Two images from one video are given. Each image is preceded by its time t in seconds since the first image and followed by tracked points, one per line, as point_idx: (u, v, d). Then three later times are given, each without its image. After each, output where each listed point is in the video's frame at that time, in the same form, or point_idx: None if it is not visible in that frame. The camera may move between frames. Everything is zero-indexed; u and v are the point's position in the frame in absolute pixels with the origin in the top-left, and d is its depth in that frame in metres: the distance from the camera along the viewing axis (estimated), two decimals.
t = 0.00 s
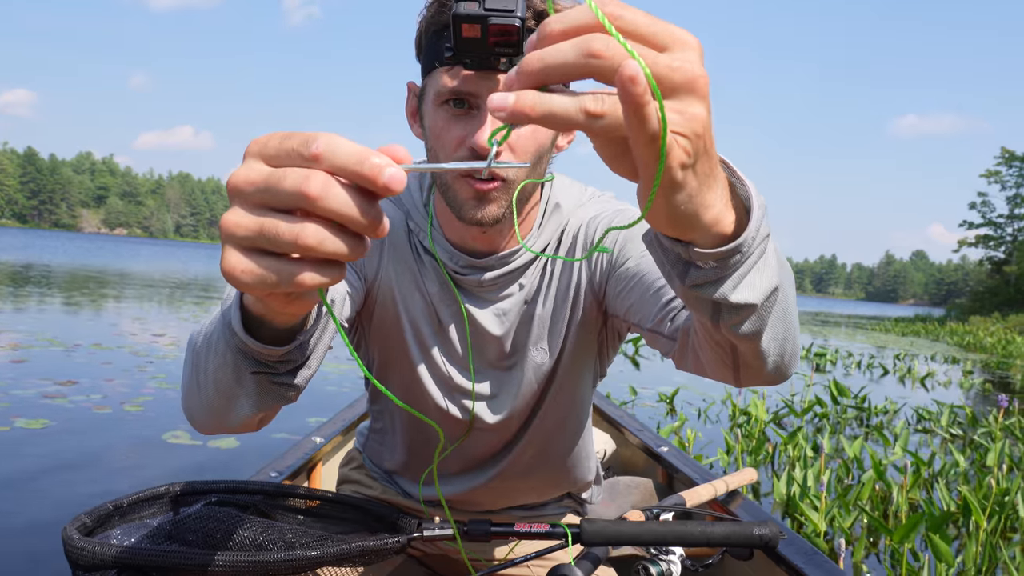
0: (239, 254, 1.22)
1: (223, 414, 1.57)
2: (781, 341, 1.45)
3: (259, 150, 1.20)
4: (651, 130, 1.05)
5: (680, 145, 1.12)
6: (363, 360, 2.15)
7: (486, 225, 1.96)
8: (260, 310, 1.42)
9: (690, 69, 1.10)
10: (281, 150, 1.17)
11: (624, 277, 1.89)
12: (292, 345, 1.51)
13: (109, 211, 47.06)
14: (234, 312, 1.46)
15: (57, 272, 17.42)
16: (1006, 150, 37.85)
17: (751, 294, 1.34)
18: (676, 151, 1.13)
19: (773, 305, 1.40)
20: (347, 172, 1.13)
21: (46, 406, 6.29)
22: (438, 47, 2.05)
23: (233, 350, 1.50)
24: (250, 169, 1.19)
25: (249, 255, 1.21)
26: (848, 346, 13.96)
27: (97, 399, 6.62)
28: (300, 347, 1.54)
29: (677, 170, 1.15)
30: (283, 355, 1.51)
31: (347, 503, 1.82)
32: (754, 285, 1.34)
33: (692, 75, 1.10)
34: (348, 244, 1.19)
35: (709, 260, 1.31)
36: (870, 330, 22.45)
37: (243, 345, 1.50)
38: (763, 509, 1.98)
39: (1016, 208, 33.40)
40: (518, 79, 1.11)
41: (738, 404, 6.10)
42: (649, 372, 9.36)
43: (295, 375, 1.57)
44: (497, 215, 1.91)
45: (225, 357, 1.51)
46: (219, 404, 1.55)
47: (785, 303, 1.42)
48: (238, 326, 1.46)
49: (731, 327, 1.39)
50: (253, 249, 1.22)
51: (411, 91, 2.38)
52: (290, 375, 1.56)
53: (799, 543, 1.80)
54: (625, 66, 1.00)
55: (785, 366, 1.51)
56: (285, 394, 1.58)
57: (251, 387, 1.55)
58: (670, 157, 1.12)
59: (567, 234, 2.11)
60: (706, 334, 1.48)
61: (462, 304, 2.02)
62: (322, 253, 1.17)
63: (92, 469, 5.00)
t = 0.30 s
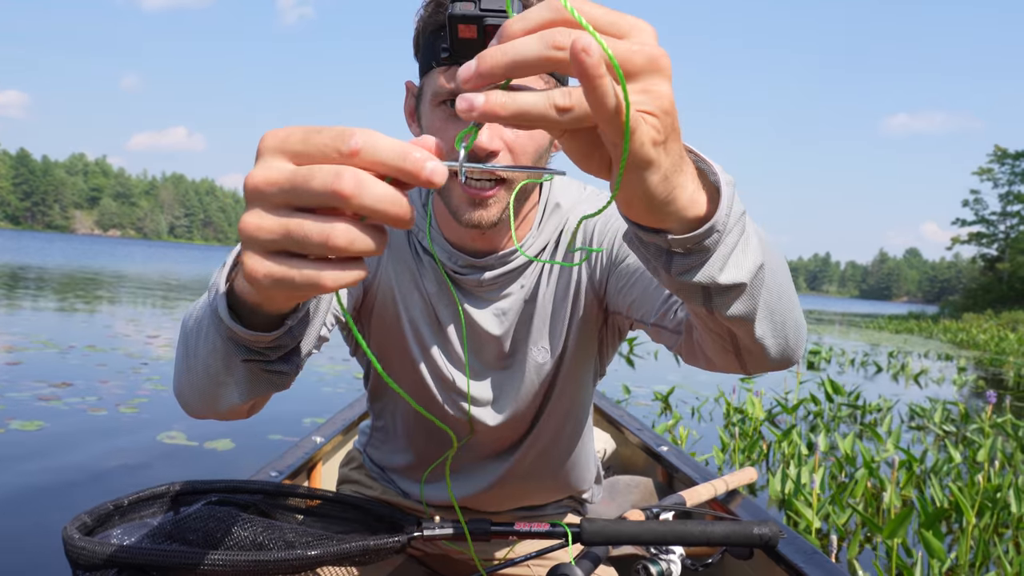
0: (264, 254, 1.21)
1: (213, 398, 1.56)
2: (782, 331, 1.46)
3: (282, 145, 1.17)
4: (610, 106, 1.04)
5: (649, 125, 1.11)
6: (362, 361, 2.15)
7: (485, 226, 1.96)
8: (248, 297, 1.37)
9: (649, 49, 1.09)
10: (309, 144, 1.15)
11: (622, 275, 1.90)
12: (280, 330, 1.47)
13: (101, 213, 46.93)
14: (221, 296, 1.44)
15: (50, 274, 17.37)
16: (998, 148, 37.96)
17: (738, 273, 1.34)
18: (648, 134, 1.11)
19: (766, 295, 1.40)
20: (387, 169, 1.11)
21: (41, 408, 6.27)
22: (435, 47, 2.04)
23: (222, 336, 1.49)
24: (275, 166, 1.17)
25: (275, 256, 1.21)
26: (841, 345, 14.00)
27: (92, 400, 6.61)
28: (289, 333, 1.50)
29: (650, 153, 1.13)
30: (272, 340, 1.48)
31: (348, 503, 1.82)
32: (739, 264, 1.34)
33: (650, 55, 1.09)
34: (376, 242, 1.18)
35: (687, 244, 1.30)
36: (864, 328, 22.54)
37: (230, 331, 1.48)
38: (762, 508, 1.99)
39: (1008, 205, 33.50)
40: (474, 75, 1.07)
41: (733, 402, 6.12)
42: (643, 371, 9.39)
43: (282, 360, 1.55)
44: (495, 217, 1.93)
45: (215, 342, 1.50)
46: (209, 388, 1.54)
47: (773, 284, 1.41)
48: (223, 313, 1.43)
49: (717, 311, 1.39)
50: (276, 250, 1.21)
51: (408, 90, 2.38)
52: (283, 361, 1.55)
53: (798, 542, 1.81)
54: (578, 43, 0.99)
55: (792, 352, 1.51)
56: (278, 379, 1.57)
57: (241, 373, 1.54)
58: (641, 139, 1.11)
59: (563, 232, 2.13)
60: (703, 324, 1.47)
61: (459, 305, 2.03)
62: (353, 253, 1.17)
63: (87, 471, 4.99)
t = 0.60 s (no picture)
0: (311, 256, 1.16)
1: (238, 396, 1.55)
2: (783, 326, 1.38)
3: (335, 151, 1.12)
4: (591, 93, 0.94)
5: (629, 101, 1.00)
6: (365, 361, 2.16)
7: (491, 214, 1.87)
8: (290, 303, 1.36)
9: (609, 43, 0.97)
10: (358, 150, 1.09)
11: (618, 269, 1.92)
12: (318, 341, 1.47)
13: (98, 212, 46.89)
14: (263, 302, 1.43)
15: (47, 274, 17.37)
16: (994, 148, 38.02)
17: (729, 250, 1.27)
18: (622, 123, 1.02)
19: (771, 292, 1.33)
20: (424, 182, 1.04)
21: (39, 408, 6.28)
22: (435, 44, 2.04)
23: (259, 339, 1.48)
24: (324, 172, 1.12)
25: (322, 257, 1.15)
26: (839, 344, 14.03)
27: (89, 400, 6.61)
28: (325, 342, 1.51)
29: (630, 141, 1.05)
30: (307, 350, 1.48)
31: (349, 503, 1.83)
32: (728, 241, 1.27)
33: (613, 46, 0.97)
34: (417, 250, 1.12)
35: (670, 224, 1.22)
36: (860, 327, 22.55)
37: (268, 336, 1.47)
38: (761, 508, 2.00)
39: (1003, 205, 33.56)
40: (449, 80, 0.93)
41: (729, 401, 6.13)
42: (640, 371, 9.41)
43: (311, 370, 1.56)
44: (497, 207, 1.85)
45: (249, 343, 1.49)
46: (236, 387, 1.54)
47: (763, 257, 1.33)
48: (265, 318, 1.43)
49: (708, 295, 1.30)
50: (324, 250, 1.15)
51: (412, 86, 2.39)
52: (314, 372, 1.57)
53: (797, 542, 1.82)
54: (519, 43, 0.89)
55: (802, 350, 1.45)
56: (304, 386, 1.58)
57: (271, 377, 1.54)
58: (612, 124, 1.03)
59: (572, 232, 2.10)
60: (703, 320, 1.39)
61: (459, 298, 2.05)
62: (394, 260, 1.11)
63: (85, 470, 5.00)
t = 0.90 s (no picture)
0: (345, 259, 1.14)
1: (226, 360, 1.55)
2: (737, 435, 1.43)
3: (355, 159, 1.11)
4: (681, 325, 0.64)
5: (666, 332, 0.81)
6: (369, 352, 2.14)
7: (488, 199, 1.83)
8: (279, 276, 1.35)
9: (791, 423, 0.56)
10: (378, 162, 1.09)
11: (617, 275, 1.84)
12: (305, 312, 1.47)
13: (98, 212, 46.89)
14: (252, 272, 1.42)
15: (47, 273, 17.37)
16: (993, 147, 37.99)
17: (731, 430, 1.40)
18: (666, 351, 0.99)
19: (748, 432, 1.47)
20: (445, 195, 1.07)
21: (38, 407, 6.27)
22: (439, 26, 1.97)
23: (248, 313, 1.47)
24: (353, 178, 1.10)
25: (352, 261, 1.14)
26: (838, 344, 14.02)
27: (89, 399, 6.61)
28: (313, 314, 1.50)
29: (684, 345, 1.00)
30: (298, 321, 1.47)
31: (349, 505, 1.82)
32: (734, 423, 1.41)
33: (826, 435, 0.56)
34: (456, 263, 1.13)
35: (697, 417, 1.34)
36: (859, 326, 22.54)
37: (258, 308, 1.46)
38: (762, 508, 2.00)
39: (1003, 205, 33.49)
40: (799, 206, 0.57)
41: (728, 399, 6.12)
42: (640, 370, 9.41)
43: (303, 337, 1.56)
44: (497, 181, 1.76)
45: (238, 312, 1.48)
46: (224, 352, 1.54)
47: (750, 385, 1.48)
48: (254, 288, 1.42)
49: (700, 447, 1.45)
50: (358, 257, 1.14)
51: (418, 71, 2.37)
52: (305, 340, 1.56)
53: (799, 542, 1.82)
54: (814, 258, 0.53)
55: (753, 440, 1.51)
56: (293, 355, 1.57)
57: (262, 346, 1.53)
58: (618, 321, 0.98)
59: (581, 241, 2.06)
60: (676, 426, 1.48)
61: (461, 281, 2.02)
62: (425, 270, 1.12)
63: (84, 469, 4.99)
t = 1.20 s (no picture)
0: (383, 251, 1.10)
1: (244, 337, 1.49)
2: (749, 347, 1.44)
3: (365, 158, 1.04)
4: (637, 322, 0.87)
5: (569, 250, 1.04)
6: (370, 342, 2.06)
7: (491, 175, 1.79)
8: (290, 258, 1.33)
9: None
10: (388, 152, 1.01)
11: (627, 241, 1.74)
12: (321, 287, 1.45)
13: (101, 212, 46.96)
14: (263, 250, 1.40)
15: (49, 273, 17.40)
16: (996, 144, 37.91)
17: (705, 321, 1.33)
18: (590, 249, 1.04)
19: (731, 329, 1.39)
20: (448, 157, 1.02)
21: (40, 406, 6.28)
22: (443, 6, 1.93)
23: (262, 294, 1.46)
24: (377, 179, 1.05)
25: (387, 246, 1.09)
26: (841, 343, 14.01)
27: (90, 398, 6.61)
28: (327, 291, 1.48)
29: (577, 224, 1.03)
30: (314, 296, 1.46)
31: (349, 504, 1.81)
32: (707, 312, 1.33)
33: None
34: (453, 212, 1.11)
35: (662, 306, 1.29)
36: (862, 325, 22.54)
37: (272, 289, 1.44)
38: (761, 509, 2.01)
39: (1006, 203, 33.40)
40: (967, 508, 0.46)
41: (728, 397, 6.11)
42: (640, 369, 9.40)
43: (321, 310, 1.52)
44: (502, 159, 1.72)
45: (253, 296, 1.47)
46: (243, 331, 1.49)
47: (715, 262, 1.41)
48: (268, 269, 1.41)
49: (688, 353, 1.38)
50: (387, 239, 1.09)
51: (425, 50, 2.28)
52: (320, 309, 1.52)
53: (796, 542, 1.82)
54: None
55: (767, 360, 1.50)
56: (313, 327, 1.54)
57: (280, 323, 1.50)
58: (602, 285, 1.08)
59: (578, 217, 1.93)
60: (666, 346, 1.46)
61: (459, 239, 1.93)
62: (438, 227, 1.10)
63: (84, 468, 5.00)
